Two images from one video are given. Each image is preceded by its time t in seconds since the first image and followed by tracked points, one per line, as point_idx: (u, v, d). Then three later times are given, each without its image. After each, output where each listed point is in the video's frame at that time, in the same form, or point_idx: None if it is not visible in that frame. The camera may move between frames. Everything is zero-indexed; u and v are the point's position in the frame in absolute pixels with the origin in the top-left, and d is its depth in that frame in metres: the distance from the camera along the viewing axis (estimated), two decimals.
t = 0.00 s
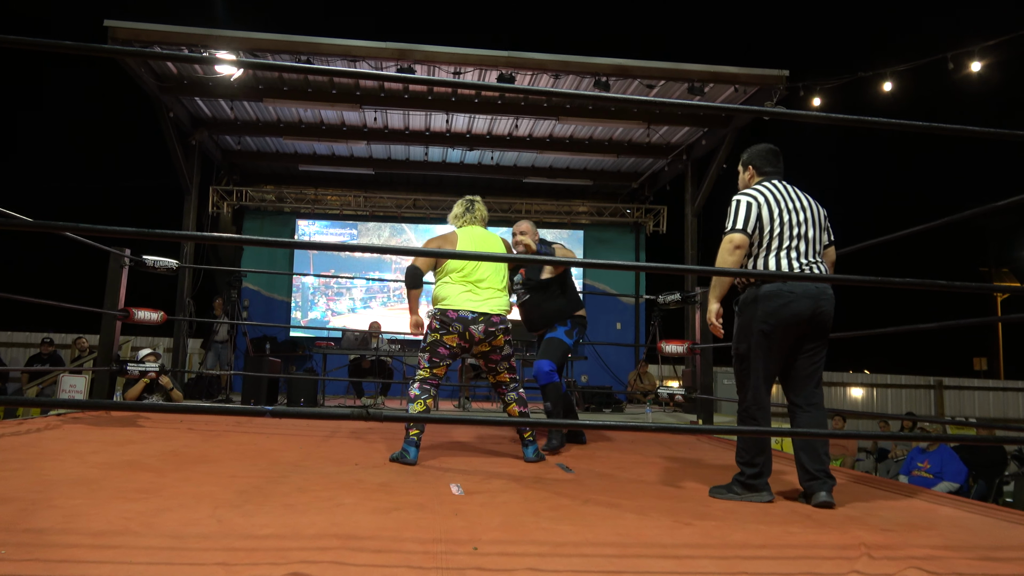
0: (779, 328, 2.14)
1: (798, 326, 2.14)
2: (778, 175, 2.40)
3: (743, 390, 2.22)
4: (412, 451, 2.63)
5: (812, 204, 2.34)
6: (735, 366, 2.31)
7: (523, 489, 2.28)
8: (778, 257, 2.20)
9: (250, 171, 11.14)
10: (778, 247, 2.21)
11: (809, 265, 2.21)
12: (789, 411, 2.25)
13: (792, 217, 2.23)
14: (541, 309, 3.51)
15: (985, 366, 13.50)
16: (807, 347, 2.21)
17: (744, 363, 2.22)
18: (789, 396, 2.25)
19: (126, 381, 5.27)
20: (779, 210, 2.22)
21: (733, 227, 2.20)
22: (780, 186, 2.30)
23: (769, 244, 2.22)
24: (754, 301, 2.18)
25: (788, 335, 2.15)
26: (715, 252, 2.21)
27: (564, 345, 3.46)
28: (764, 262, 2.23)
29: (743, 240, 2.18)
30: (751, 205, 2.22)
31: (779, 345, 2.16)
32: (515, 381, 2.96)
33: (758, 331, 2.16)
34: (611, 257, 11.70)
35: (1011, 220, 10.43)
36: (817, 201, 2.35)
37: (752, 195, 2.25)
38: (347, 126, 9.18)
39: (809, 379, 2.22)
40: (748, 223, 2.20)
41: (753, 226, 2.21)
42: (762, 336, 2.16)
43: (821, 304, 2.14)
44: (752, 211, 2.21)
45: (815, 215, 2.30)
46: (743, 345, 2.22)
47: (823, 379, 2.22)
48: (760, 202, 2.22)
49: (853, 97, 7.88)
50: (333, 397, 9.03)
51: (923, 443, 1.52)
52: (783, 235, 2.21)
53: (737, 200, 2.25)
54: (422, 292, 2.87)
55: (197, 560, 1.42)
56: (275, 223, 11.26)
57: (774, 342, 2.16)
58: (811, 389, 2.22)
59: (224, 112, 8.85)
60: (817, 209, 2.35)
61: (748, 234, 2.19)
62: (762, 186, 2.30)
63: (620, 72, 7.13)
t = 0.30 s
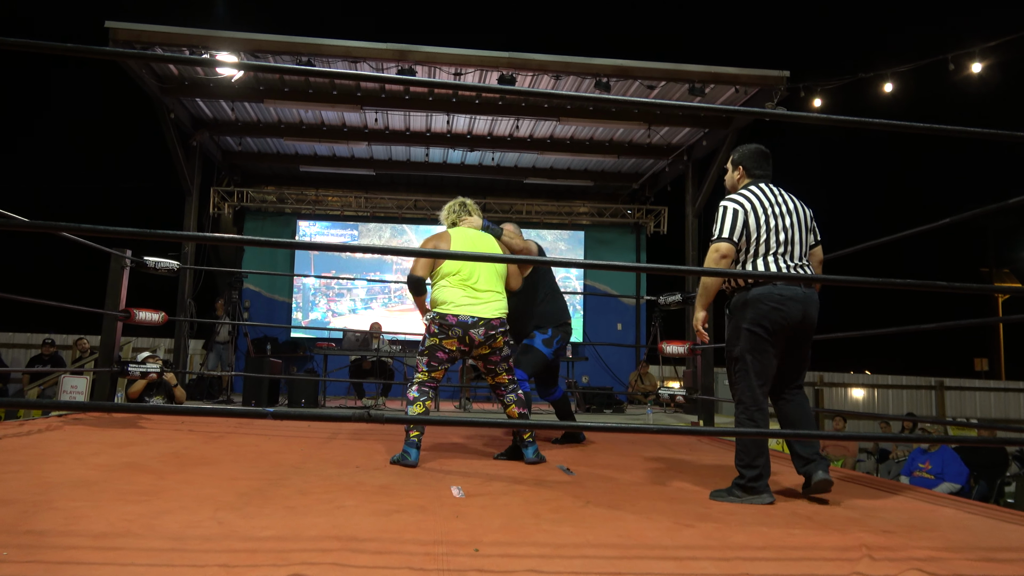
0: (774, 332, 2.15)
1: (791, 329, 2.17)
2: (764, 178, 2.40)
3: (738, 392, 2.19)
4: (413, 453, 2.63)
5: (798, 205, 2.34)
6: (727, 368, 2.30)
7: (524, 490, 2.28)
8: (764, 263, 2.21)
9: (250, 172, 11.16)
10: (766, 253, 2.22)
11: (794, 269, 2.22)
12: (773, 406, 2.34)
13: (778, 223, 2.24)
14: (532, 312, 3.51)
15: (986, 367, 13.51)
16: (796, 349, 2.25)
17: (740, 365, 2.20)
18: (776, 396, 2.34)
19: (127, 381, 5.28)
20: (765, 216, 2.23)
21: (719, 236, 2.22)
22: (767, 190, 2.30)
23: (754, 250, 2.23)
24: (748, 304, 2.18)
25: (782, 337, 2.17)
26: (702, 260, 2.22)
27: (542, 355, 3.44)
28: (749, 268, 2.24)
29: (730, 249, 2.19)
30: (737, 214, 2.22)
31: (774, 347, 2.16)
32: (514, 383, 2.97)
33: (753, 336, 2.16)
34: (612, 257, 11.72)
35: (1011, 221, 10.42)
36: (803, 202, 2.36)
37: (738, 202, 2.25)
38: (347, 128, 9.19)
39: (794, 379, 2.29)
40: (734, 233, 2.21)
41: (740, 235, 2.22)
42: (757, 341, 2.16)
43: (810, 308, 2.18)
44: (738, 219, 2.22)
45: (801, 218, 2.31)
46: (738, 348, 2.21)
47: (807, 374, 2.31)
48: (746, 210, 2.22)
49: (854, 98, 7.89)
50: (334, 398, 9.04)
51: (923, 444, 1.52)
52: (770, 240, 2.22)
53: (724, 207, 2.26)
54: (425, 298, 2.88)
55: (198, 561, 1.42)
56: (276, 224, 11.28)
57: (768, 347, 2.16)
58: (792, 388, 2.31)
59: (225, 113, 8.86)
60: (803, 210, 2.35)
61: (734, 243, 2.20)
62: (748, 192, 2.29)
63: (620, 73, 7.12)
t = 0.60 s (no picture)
0: (793, 334, 2.17)
1: (807, 333, 2.19)
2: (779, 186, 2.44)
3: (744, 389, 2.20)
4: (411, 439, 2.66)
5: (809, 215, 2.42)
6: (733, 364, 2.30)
7: (525, 491, 2.28)
8: (794, 260, 2.23)
9: (252, 173, 11.17)
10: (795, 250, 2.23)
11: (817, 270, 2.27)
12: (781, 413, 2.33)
13: (803, 224, 2.29)
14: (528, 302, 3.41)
15: (988, 369, 13.49)
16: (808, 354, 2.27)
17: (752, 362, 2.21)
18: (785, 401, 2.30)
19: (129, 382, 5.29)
20: (794, 217, 2.26)
21: (756, 228, 2.19)
22: (789, 195, 2.36)
23: (783, 248, 2.24)
24: (771, 304, 2.19)
25: (799, 341, 2.19)
26: (738, 252, 2.18)
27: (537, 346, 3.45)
28: (778, 265, 2.25)
29: (767, 242, 2.18)
30: (773, 208, 2.22)
31: (790, 349, 2.19)
32: (518, 385, 2.95)
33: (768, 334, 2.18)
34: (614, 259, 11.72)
35: (1014, 222, 10.40)
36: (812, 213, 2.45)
37: (768, 199, 2.26)
38: (350, 129, 9.20)
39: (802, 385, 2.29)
40: (771, 226, 2.20)
41: (774, 229, 2.22)
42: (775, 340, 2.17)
43: (829, 316, 2.22)
44: (773, 214, 2.21)
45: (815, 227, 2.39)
46: (753, 345, 2.22)
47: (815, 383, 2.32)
48: (778, 206, 2.24)
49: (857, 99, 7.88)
50: (336, 399, 9.05)
51: (925, 446, 1.52)
52: (799, 239, 2.25)
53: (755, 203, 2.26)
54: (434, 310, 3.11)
55: (200, 562, 1.42)
56: (279, 224, 11.35)
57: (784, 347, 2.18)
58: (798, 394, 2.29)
59: (227, 114, 8.86)
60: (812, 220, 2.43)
61: (771, 236, 2.19)
62: (773, 193, 2.32)
63: (622, 74, 7.12)
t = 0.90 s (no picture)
0: (806, 335, 2.15)
1: (821, 334, 2.19)
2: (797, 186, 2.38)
3: (760, 390, 2.13)
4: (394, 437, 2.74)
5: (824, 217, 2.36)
6: (745, 366, 2.24)
7: (527, 492, 2.28)
8: (798, 265, 2.19)
9: (255, 174, 11.19)
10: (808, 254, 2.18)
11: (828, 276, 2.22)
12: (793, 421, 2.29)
13: (818, 228, 2.23)
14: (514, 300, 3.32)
15: (991, 370, 13.46)
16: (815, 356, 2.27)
17: (766, 363, 2.15)
18: (793, 405, 2.34)
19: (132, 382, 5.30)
20: (808, 219, 2.19)
21: (772, 231, 2.12)
22: (805, 196, 2.30)
23: (798, 251, 2.17)
24: (785, 303, 2.15)
25: (811, 342, 2.18)
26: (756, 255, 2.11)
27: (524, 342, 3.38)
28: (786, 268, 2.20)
29: (783, 245, 2.11)
30: (789, 210, 2.15)
31: (804, 351, 2.17)
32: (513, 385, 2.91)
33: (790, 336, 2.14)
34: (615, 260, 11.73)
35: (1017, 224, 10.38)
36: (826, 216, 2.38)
37: (786, 200, 2.19)
38: (352, 130, 9.22)
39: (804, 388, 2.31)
40: (787, 228, 2.14)
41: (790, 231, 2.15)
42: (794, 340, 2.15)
43: (837, 318, 2.22)
44: (790, 215, 2.15)
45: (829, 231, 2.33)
46: (768, 345, 2.16)
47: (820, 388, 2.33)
48: (795, 208, 2.17)
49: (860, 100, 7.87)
50: (337, 400, 9.06)
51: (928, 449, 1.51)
52: (813, 244, 2.19)
53: (771, 202, 2.19)
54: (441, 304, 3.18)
55: (202, 562, 1.43)
56: (281, 225, 11.37)
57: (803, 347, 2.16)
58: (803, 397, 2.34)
59: (229, 115, 8.86)
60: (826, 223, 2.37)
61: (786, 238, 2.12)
62: (791, 193, 2.25)
63: (624, 75, 7.12)
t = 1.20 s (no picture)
0: (825, 339, 2.09)
1: (839, 337, 2.13)
2: (796, 181, 2.35)
3: (788, 402, 2.04)
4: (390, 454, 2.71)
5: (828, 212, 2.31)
6: (766, 378, 2.14)
7: (528, 493, 2.28)
8: (805, 266, 2.14)
9: (257, 175, 11.20)
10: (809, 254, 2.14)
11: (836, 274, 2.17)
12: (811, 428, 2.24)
13: (818, 225, 2.18)
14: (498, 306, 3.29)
15: (995, 372, 13.43)
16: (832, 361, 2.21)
17: (793, 373, 2.06)
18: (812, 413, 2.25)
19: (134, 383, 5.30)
20: (808, 219, 2.16)
21: (749, 236, 2.09)
22: (805, 191, 2.27)
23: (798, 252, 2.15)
24: (802, 308, 2.08)
25: (828, 347, 2.13)
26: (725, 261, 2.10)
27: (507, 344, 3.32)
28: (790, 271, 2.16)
29: (758, 251, 2.07)
30: (776, 213, 2.12)
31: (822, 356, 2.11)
32: (500, 378, 2.84)
33: (812, 344, 2.06)
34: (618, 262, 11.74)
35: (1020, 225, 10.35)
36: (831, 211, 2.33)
37: (776, 201, 2.16)
38: (355, 131, 9.24)
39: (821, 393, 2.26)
40: (768, 234, 2.10)
41: (780, 233, 2.13)
42: (816, 347, 2.07)
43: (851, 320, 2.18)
44: (776, 219, 2.12)
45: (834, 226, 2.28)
46: (792, 355, 2.06)
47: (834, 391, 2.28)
48: (787, 208, 2.14)
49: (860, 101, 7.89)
50: (340, 402, 9.08)
51: (929, 450, 1.51)
52: (811, 243, 2.15)
53: (763, 205, 2.16)
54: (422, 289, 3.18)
55: (205, 563, 1.43)
56: (283, 226, 11.37)
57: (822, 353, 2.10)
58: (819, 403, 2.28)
59: (232, 117, 8.89)
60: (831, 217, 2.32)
61: (764, 243, 2.08)
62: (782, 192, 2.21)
63: (626, 77, 7.12)
